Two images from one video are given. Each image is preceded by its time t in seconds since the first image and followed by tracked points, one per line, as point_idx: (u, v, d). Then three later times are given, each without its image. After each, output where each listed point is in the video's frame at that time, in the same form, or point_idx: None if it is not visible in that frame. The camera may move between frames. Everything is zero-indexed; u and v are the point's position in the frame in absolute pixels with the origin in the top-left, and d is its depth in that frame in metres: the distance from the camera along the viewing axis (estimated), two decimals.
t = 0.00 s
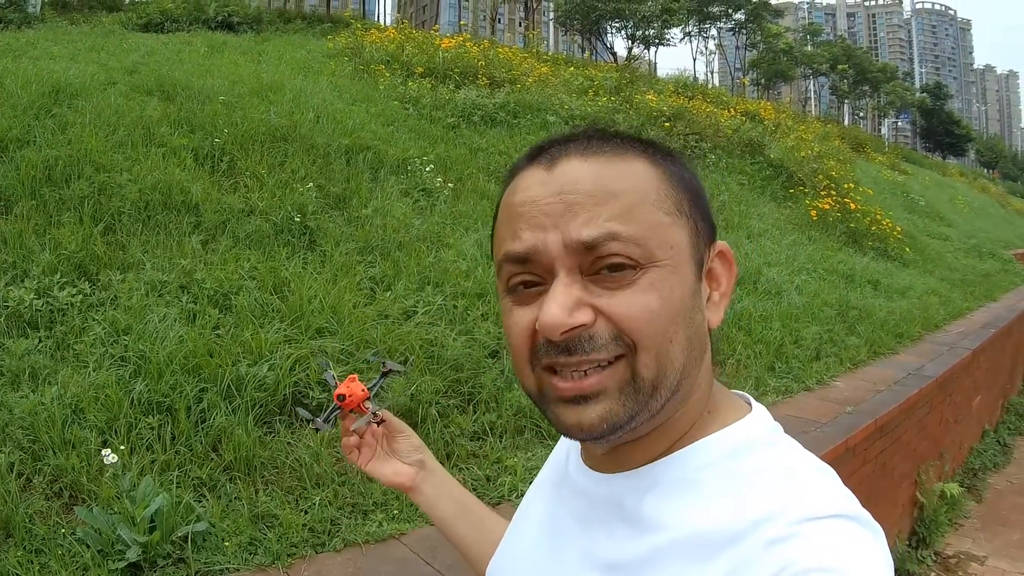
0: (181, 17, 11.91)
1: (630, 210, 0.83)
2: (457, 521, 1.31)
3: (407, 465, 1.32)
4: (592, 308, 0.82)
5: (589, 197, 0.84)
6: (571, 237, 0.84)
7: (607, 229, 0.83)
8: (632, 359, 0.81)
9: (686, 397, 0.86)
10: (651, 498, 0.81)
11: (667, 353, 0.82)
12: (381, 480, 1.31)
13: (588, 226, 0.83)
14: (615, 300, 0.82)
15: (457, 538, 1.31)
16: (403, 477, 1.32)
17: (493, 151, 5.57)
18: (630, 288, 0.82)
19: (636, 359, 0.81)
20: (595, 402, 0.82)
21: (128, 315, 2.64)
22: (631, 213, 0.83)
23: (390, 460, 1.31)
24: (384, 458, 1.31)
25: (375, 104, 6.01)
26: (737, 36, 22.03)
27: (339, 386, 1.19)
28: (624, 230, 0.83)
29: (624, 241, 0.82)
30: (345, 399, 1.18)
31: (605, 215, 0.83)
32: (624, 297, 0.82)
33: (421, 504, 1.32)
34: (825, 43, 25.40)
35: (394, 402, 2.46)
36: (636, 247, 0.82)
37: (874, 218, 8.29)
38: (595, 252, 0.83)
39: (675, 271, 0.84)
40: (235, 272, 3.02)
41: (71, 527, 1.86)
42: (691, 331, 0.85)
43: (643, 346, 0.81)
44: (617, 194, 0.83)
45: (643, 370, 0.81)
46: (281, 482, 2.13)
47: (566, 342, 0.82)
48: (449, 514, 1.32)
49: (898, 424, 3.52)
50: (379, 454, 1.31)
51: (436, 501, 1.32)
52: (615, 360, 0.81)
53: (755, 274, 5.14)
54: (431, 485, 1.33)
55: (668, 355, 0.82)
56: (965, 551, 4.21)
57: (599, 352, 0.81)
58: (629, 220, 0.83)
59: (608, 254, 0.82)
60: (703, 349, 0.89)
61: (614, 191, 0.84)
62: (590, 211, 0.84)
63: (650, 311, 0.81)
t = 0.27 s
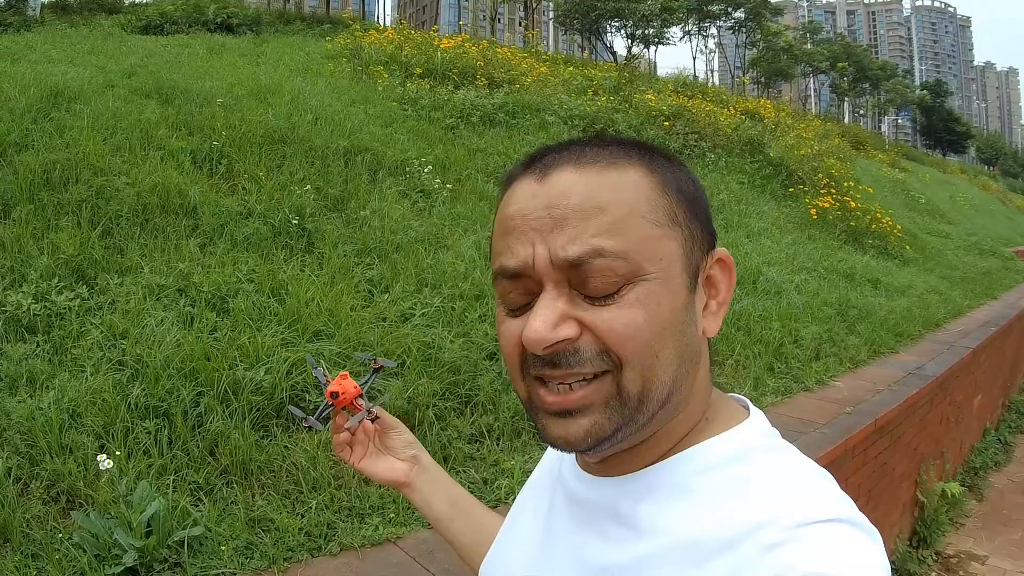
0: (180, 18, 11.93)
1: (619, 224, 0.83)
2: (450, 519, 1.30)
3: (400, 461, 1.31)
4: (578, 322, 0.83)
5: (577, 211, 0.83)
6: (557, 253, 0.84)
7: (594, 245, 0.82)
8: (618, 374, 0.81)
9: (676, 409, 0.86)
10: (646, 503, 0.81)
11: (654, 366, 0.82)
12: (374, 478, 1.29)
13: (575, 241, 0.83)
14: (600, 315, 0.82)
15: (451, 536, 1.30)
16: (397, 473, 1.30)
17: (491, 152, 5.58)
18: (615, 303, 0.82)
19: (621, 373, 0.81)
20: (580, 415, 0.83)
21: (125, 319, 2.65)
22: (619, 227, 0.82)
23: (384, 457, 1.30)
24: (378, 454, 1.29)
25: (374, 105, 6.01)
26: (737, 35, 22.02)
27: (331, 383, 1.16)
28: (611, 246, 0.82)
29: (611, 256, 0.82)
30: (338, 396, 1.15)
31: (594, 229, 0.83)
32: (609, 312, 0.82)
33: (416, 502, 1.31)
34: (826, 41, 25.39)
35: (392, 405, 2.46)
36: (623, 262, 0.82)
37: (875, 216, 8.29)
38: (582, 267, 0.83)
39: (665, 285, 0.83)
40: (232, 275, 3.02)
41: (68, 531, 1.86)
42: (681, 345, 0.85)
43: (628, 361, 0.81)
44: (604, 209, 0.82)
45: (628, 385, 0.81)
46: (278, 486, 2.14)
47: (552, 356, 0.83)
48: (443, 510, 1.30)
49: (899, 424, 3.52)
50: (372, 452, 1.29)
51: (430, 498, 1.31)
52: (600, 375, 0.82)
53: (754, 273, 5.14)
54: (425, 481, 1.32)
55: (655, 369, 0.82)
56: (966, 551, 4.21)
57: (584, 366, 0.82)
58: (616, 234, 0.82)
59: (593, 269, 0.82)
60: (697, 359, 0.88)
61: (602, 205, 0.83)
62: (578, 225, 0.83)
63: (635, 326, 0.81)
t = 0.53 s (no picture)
0: (191, 21, 12.01)
1: (566, 270, 0.78)
2: (454, 468, 1.26)
3: (416, 401, 1.26)
4: (527, 362, 0.82)
5: (524, 254, 0.80)
6: (506, 293, 0.82)
7: (538, 291, 0.79)
8: (561, 419, 0.81)
9: (638, 446, 0.83)
10: (641, 506, 0.81)
11: (600, 412, 0.80)
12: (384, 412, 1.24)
13: (522, 285, 0.80)
14: (546, 359, 0.81)
15: (451, 484, 1.26)
16: (411, 412, 1.26)
17: (501, 153, 5.58)
18: (562, 348, 0.80)
19: (567, 415, 0.80)
20: (531, 452, 0.83)
21: (134, 322, 2.66)
22: (565, 272, 0.78)
23: (400, 392, 1.25)
24: (393, 389, 1.24)
25: (384, 106, 6.02)
26: (747, 35, 21.91)
27: (372, 304, 1.13)
28: (555, 293, 0.79)
29: (555, 305, 0.79)
30: (376, 319, 1.13)
31: (540, 274, 0.79)
32: (556, 356, 0.80)
33: (421, 444, 1.27)
34: (836, 40, 25.24)
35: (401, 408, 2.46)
36: (568, 309, 0.78)
37: (886, 216, 8.23)
38: (529, 311, 0.81)
39: (616, 331, 0.79)
40: (242, 278, 3.03)
41: (76, 534, 1.88)
42: (638, 389, 0.81)
43: (571, 408, 0.80)
44: (551, 254, 0.79)
45: (573, 427, 0.80)
46: (286, 489, 2.14)
47: (505, 391, 0.84)
48: (449, 462, 1.25)
49: (909, 426, 3.49)
50: (389, 386, 1.24)
51: (437, 444, 1.26)
52: (547, 415, 0.81)
53: (764, 274, 5.11)
54: (434, 425, 1.27)
55: (602, 415, 0.80)
56: (976, 552, 4.17)
57: (530, 407, 0.82)
58: (562, 281, 0.78)
59: (537, 315, 0.80)
60: (668, 395, 0.84)
61: (550, 249, 0.79)
62: (524, 268, 0.80)
63: (579, 373, 0.79)
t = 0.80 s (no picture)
0: (201, 21, 12.08)
1: (575, 270, 0.77)
2: (468, 498, 1.25)
3: (419, 444, 1.26)
4: (534, 361, 0.81)
5: (533, 252, 0.79)
6: (513, 293, 0.81)
7: (546, 291, 0.78)
8: (570, 419, 0.80)
9: (647, 445, 0.83)
10: (647, 507, 0.80)
11: (608, 413, 0.79)
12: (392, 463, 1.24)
13: (529, 284, 0.80)
14: (554, 359, 0.80)
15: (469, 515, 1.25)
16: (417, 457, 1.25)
17: (512, 151, 5.57)
18: (570, 348, 0.79)
19: (574, 415, 0.80)
20: (539, 450, 0.82)
21: (145, 320, 2.67)
22: (574, 273, 0.77)
23: (402, 441, 1.24)
24: (395, 441, 1.24)
25: (394, 104, 6.03)
26: (758, 32, 21.79)
27: (353, 361, 1.10)
28: (563, 293, 0.77)
29: (563, 305, 0.78)
30: (360, 375, 1.10)
31: (548, 273, 0.78)
32: (563, 357, 0.79)
33: (433, 484, 1.26)
34: (846, 37, 25.07)
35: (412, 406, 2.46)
36: (576, 310, 0.77)
37: (896, 213, 8.16)
38: (536, 311, 0.80)
39: (624, 333, 0.78)
40: (252, 276, 3.04)
41: (86, 532, 1.89)
42: (646, 390, 0.80)
43: (579, 408, 0.79)
44: (560, 253, 0.78)
45: (581, 427, 0.79)
46: (297, 486, 2.14)
47: (512, 390, 0.83)
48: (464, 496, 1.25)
49: (919, 424, 3.46)
50: (390, 438, 1.24)
51: (448, 478, 1.25)
52: (555, 415, 0.81)
53: (776, 272, 5.07)
54: (442, 462, 1.26)
55: (609, 415, 0.79)
56: (986, 551, 4.13)
57: (537, 406, 0.81)
58: (571, 281, 0.77)
59: (545, 315, 0.79)
60: (677, 397, 0.83)
61: (558, 249, 0.78)
62: (532, 268, 0.79)
63: (587, 374, 0.78)
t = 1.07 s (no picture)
0: (207, 16, 12.09)
1: (587, 256, 0.76)
2: (483, 488, 1.24)
3: (433, 433, 1.25)
4: (546, 347, 0.80)
5: (545, 239, 0.78)
6: (525, 280, 0.80)
7: (558, 278, 0.77)
8: (582, 406, 0.79)
9: (659, 433, 0.82)
10: (659, 496, 0.79)
11: (621, 399, 0.78)
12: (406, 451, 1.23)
13: (541, 272, 0.78)
14: (566, 346, 0.78)
15: (484, 506, 1.23)
16: (431, 445, 1.25)
17: (519, 145, 5.55)
18: (582, 335, 0.78)
19: (587, 401, 0.79)
20: (552, 437, 0.81)
21: (153, 313, 2.68)
22: (586, 259, 0.76)
23: (415, 430, 1.24)
24: (408, 428, 1.23)
25: (401, 98, 6.02)
26: (765, 26, 21.66)
27: (364, 351, 1.12)
28: (575, 280, 0.76)
29: (575, 292, 0.77)
30: (374, 364, 1.11)
31: (560, 260, 0.77)
32: (575, 343, 0.78)
33: (447, 474, 1.25)
34: (853, 32, 24.92)
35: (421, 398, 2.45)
36: (588, 296, 0.76)
37: (904, 208, 8.11)
38: (548, 298, 0.78)
39: (636, 319, 0.77)
40: (261, 269, 3.04)
41: (95, 524, 1.89)
42: (659, 377, 0.79)
43: (592, 395, 0.78)
44: (571, 240, 0.76)
45: (594, 414, 0.78)
46: (306, 479, 2.14)
47: (525, 377, 0.81)
48: (479, 483, 1.24)
49: (927, 418, 3.44)
50: (403, 426, 1.23)
51: (463, 468, 1.25)
52: (568, 402, 0.80)
53: (784, 266, 5.04)
54: (456, 452, 1.26)
55: (622, 401, 0.78)
56: (992, 546, 4.09)
57: (549, 394, 0.80)
58: (583, 267, 0.76)
59: (557, 302, 0.78)
60: (689, 385, 0.82)
61: (570, 236, 0.77)
62: (544, 254, 0.78)
63: (599, 362, 0.77)
